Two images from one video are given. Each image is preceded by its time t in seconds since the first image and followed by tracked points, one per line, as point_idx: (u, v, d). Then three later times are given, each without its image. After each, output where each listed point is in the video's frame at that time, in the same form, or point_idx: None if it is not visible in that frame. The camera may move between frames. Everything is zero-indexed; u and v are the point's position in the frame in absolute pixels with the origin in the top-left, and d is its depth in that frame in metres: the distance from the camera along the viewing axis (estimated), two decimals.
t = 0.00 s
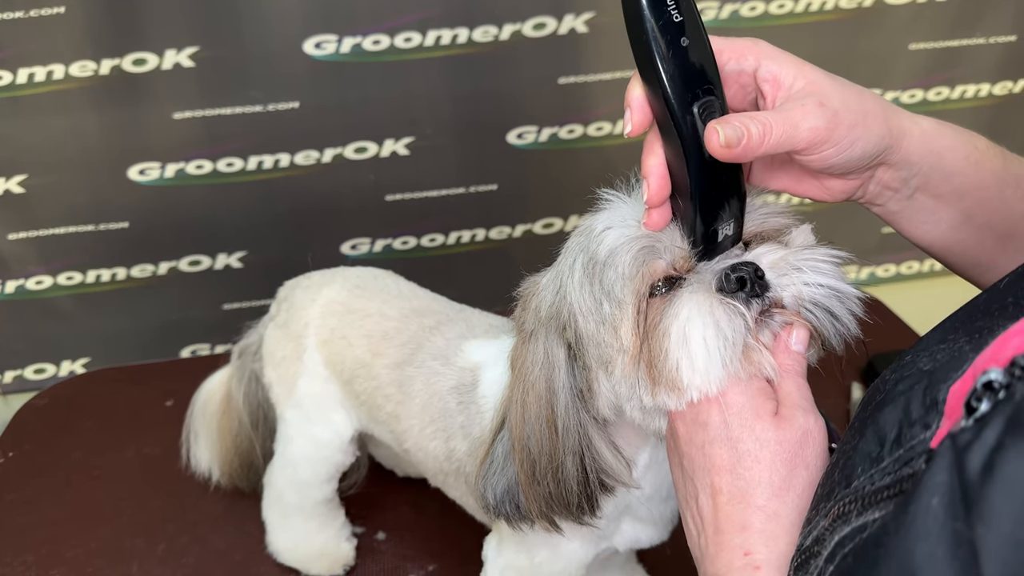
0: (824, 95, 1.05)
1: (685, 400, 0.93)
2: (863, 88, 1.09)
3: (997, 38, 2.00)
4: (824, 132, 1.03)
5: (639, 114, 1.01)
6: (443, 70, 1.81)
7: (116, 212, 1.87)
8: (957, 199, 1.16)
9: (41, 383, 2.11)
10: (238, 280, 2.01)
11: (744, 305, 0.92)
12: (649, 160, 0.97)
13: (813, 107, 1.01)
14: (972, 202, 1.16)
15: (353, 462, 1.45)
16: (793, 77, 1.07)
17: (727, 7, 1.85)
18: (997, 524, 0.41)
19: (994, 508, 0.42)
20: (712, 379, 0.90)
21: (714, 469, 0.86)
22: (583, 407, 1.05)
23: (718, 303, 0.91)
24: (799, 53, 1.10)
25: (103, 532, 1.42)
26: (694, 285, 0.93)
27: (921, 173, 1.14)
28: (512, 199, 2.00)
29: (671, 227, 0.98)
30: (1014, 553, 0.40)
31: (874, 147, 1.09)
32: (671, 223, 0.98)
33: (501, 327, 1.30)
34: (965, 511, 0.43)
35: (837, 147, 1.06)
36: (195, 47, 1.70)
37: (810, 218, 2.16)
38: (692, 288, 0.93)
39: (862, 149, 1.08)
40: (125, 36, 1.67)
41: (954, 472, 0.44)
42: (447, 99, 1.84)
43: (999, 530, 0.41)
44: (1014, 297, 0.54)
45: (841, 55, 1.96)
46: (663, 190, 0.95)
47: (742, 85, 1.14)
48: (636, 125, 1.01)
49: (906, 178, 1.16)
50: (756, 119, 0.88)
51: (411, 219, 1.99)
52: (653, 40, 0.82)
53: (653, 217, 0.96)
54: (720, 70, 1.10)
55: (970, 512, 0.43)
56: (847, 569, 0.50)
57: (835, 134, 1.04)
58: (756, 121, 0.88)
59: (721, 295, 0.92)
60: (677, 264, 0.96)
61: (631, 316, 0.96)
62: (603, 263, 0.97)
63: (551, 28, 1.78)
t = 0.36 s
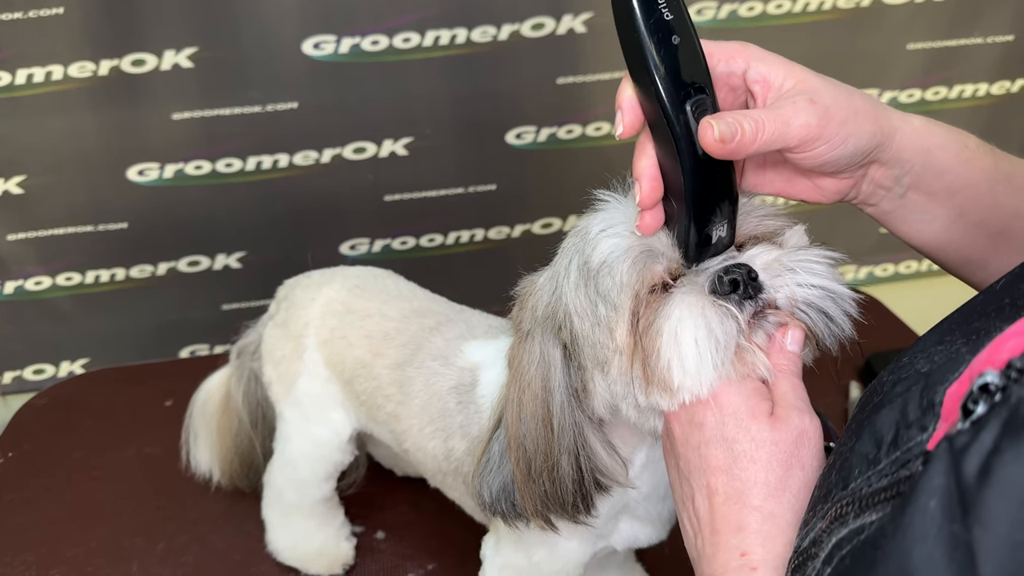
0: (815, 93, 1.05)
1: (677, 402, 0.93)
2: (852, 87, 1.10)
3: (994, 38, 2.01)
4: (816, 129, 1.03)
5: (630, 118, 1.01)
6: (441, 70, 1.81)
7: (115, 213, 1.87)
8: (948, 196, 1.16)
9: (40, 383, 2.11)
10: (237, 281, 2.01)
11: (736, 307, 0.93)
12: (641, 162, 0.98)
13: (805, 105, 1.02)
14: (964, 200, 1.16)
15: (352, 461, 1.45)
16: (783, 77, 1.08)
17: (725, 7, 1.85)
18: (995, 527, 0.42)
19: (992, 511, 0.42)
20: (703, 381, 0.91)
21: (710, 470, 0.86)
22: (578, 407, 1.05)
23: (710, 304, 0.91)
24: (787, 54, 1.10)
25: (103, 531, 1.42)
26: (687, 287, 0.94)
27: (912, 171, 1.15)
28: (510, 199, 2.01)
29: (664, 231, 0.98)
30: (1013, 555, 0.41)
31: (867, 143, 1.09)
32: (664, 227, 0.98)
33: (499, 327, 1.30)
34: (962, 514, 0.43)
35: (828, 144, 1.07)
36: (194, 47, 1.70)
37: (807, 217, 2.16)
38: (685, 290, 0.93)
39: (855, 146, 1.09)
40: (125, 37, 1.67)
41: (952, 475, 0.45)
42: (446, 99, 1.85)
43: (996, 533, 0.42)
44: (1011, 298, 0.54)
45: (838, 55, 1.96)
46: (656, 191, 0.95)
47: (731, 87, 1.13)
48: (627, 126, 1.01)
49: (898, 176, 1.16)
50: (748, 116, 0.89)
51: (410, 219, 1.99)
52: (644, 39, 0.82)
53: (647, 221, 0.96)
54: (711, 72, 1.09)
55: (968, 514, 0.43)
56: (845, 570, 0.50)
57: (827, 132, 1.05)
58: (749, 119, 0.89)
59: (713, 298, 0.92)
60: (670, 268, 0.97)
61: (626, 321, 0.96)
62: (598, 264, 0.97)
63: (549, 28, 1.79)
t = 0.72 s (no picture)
0: (808, 82, 1.05)
1: (674, 403, 0.93)
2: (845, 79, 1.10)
3: (993, 37, 2.01)
4: (812, 116, 1.03)
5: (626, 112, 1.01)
6: (441, 71, 1.81)
7: (114, 213, 1.87)
8: (944, 191, 1.16)
9: (39, 384, 2.11)
10: (236, 281, 2.01)
11: (733, 309, 0.93)
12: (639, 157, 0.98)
13: (797, 92, 1.02)
14: (959, 194, 1.16)
15: (351, 461, 1.45)
16: (775, 69, 1.08)
17: (724, 7, 1.85)
18: (987, 532, 0.41)
19: (984, 516, 0.42)
20: (699, 383, 0.91)
21: (708, 473, 0.86)
22: (578, 408, 1.05)
23: (706, 308, 0.91)
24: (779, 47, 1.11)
25: (103, 532, 1.42)
26: (683, 288, 0.94)
27: (907, 163, 1.15)
28: (510, 199, 2.01)
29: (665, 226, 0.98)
30: (1004, 559, 0.40)
31: (862, 132, 1.09)
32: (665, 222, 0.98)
33: (499, 327, 1.30)
34: (954, 518, 0.43)
35: (824, 132, 1.06)
36: (193, 48, 1.70)
37: (807, 217, 2.16)
38: (681, 291, 0.93)
39: (851, 135, 1.08)
40: (123, 38, 1.67)
41: (944, 480, 0.45)
42: (445, 99, 1.85)
43: (988, 538, 0.41)
44: (1005, 300, 0.54)
45: (837, 55, 1.96)
46: (655, 185, 0.96)
47: (725, 81, 1.14)
48: (622, 121, 1.01)
49: (893, 169, 1.16)
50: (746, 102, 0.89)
51: (409, 220, 1.99)
52: (634, 30, 0.83)
53: (647, 217, 0.96)
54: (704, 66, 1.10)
55: (960, 519, 0.43)
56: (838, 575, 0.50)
57: (823, 118, 1.04)
58: (746, 105, 0.89)
59: (710, 299, 0.92)
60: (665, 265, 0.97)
61: (622, 321, 0.96)
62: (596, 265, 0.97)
63: (548, 28, 1.79)
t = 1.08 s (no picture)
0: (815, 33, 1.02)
1: (672, 404, 0.93)
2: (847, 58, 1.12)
3: (992, 37, 2.01)
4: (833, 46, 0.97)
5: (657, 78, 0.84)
6: (439, 72, 1.81)
7: (113, 215, 1.87)
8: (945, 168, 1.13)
9: (38, 387, 2.11)
10: (235, 283, 2.01)
11: (730, 310, 0.93)
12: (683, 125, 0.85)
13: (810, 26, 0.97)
14: (961, 172, 1.13)
15: (350, 463, 1.45)
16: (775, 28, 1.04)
17: (723, 8, 1.85)
18: (974, 536, 0.41)
19: (972, 519, 0.42)
20: (696, 384, 0.91)
21: (703, 474, 0.86)
22: (575, 409, 1.05)
23: (703, 309, 0.91)
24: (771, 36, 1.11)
25: (101, 534, 1.42)
26: (682, 288, 0.94)
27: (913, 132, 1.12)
28: (509, 200, 2.00)
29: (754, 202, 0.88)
30: (992, 562, 0.40)
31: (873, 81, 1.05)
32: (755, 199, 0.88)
33: (496, 328, 1.30)
34: (943, 522, 0.43)
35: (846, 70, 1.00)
36: (191, 50, 1.70)
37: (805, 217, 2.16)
38: (679, 292, 0.94)
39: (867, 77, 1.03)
40: (122, 40, 1.67)
41: (933, 483, 0.45)
42: (444, 100, 1.85)
43: (975, 541, 0.41)
44: (999, 303, 0.54)
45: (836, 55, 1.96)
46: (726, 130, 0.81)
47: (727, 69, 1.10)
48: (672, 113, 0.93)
49: (899, 142, 1.11)
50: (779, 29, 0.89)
51: (408, 221, 1.99)
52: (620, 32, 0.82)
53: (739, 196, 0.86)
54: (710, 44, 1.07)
55: (948, 522, 0.43)
56: None
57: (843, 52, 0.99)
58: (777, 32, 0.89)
59: (707, 300, 0.93)
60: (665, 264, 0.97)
61: (622, 319, 0.97)
62: (594, 266, 0.98)
63: (547, 29, 1.79)
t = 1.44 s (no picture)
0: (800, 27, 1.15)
1: (674, 403, 0.93)
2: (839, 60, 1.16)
3: (991, 36, 2.01)
4: (810, 23, 1.10)
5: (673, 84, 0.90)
6: (438, 72, 1.81)
7: (112, 217, 1.87)
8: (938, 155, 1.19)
9: (37, 389, 2.11)
10: (235, 284, 2.01)
11: (731, 308, 0.92)
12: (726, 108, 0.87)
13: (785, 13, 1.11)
14: (955, 159, 1.19)
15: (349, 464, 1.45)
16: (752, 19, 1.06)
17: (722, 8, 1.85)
18: (970, 522, 0.42)
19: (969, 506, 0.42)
20: (697, 381, 0.91)
21: (702, 470, 0.86)
22: (574, 410, 1.05)
23: (704, 306, 0.91)
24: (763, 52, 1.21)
25: (100, 537, 1.42)
26: (682, 287, 0.95)
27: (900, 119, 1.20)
28: (508, 200, 2.00)
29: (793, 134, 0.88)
30: (988, 550, 0.41)
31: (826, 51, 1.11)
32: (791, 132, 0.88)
33: (493, 329, 1.30)
34: (939, 508, 0.44)
35: (831, 39, 1.11)
36: (189, 51, 1.70)
37: (804, 217, 2.16)
38: (680, 290, 0.94)
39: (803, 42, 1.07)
40: (120, 42, 1.67)
41: (930, 471, 0.45)
42: (443, 101, 1.84)
43: (971, 528, 0.42)
44: (998, 301, 0.54)
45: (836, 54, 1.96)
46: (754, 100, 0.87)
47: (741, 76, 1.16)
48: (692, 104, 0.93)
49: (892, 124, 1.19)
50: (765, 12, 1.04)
51: (407, 221, 1.99)
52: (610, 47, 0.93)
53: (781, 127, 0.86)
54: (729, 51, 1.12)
55: (944, 510, 0.43)
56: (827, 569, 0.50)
57: (820, 27, 1.11)
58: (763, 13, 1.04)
59: (707, 298, 0.93)
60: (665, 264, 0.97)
61: (622, 318, 0.97)
62: (593, 267, 0.98)
63: (546, 29, 1.78)
